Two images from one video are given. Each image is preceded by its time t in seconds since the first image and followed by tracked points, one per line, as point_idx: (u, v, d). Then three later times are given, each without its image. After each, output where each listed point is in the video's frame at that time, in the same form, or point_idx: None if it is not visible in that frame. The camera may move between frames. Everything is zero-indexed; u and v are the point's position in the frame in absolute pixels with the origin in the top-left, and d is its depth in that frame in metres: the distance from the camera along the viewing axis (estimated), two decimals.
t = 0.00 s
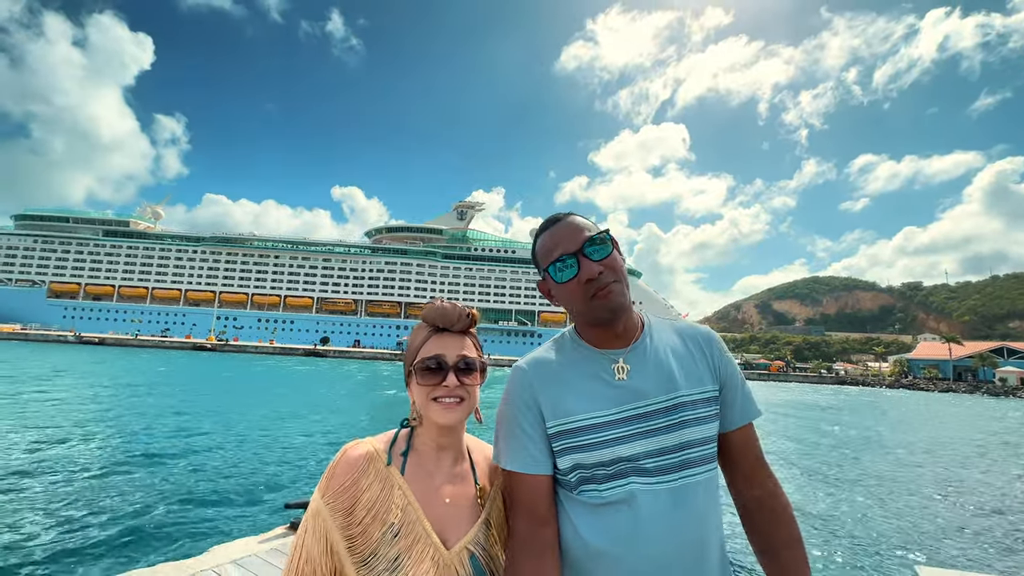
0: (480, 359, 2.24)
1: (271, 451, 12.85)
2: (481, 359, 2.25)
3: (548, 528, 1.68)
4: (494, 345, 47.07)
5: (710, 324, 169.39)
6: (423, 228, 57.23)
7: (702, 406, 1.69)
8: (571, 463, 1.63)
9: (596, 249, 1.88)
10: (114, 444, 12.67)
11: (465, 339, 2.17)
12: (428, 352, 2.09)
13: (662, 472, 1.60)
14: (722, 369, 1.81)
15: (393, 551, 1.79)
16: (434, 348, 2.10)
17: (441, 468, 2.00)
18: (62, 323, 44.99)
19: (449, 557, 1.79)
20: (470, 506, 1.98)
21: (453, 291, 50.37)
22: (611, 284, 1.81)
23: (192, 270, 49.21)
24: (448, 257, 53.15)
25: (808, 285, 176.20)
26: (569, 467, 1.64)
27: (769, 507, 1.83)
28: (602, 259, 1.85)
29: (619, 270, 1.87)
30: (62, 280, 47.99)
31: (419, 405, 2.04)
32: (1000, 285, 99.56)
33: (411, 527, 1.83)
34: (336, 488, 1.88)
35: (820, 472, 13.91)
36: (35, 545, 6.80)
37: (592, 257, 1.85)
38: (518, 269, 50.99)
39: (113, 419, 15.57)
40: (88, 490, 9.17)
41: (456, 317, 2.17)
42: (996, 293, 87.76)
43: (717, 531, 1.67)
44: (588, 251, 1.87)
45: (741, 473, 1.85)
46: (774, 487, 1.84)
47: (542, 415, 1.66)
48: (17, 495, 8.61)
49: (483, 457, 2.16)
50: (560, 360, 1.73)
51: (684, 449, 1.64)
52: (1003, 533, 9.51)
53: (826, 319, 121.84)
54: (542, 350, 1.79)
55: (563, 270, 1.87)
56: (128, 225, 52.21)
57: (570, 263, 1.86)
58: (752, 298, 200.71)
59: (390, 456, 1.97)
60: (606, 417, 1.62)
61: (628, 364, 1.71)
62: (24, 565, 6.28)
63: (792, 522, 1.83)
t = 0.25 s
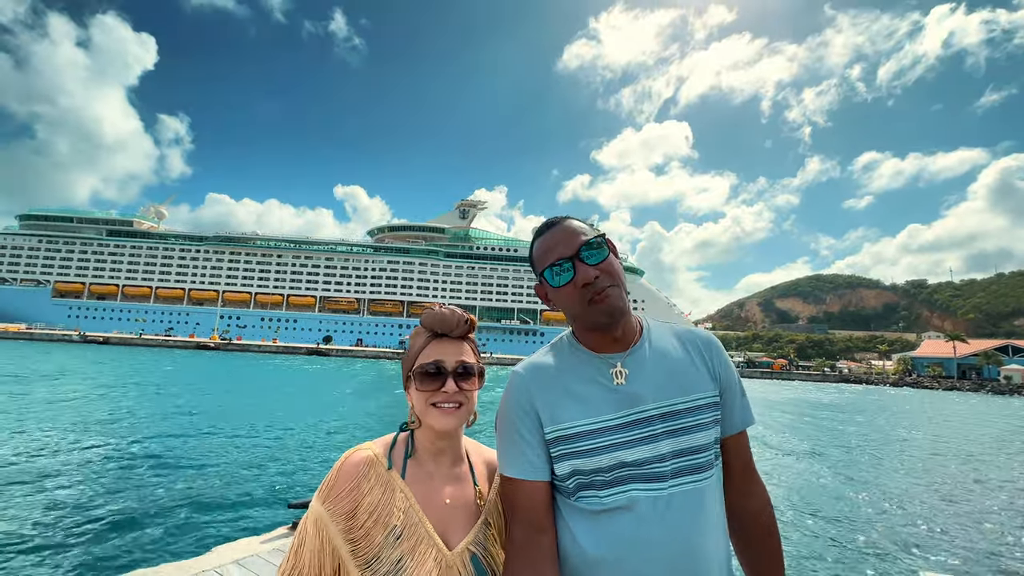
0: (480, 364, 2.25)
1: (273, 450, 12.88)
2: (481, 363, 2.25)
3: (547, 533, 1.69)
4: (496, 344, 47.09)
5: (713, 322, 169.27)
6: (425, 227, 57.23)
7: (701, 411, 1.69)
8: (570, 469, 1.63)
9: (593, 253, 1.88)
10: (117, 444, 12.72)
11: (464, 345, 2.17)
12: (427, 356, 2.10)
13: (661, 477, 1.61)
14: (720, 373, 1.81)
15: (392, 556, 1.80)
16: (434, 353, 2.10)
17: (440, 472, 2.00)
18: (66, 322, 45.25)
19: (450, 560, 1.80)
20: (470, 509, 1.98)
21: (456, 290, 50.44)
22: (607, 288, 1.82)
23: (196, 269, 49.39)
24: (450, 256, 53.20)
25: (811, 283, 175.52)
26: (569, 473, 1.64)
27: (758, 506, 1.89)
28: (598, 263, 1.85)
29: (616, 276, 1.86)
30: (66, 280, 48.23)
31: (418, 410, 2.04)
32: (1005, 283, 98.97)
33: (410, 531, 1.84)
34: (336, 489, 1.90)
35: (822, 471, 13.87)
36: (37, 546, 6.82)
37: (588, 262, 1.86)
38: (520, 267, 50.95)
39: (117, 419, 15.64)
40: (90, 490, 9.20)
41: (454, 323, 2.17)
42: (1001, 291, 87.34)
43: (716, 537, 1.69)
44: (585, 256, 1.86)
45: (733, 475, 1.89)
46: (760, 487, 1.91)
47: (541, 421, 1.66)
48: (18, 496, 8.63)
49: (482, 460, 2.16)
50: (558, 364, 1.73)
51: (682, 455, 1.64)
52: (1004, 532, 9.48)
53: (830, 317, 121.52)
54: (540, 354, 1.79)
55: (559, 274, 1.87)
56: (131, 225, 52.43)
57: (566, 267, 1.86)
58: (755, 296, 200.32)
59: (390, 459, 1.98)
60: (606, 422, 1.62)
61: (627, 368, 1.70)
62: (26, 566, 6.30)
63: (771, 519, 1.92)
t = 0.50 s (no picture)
0: (477, 362, 2.24)
1: (273, 449, 12.89)
2: (478, 362, 2.25)
3: (541, 532, 1.69)
4: (497, 342, 47.10)
5: (714, 320, 169.15)
6: (426, 226, 57.22)
7: (697, 412, 1.70)
8: (566, 469, 1.63)
9: (590, 253, 1.88)
10: (118, 443, 12.75)
11: (462, 345, 2.17)
12: (425, 356, 2.11)
13: (655, 477, 1.61)
14: (717, 375, 1.82)
15: (387, 552, 1.82)
16: (432, 353, 2.11)
17: (436, 469, 2.02)
18: (68, 321, 45.34)
19: (446, 556, 1.81)
20: (466, 506, 1.99)
21: (456, 289, 50.43)
22: (602, 288, 1.82)
23: (197, 268, 49.46)
24: (451, 254, 53.18)
25: (813, 281, 175.22)
26: (564, 473, 1.64)
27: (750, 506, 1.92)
28: (594, 264, 1.85)
29: (613, 277, 1.86)
30: (68, 279, 48.34)
31: (416, 407, 2.04)
32: (1008, 280, 98.61)
33: (404, 526, 1.85)
34: (333, 485, 1.91)
35: (821, 469, 13.85)
36: (35, 546, 6.83)
37: (585, 262, 1.85)
38: (520, 266, 50.92)
39: (119, 418, 15.69)
40: (89, 490, 9.19)
41: (453, 323, 2.17)
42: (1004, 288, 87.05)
43: (711, 538, 1.69)
44: (582, 256, 1.87)
45: (727, 477, 1.91)
46: (751, 489, 1.94)
47: (537, 420, 1.66)
48: (17, 496, 8.63)
49: (477, 459, 2.17)
50: (555, 364, 1.73)
51: (678, 454, 1.65)
52: (1005, 531, 9.46)
53: (831, 315, 121.30)
54: (536, 353, 1.79)
55: (555, 273, 1.87)
56: (132, 224, 52.50)
57: (562, 266, 1.87)
58: (756, 294, 200.08)
59: (387, 457, 1.99)
60: (602, 424, 1.62)
61: (623, 369, 1.70)
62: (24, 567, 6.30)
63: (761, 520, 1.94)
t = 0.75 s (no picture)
0: (478, 361, 2.25)
1: (273, 448, 12.88)
2: (480, 360, 2.25)
3: (542, 529, 1.70)
4: (496, 341, 47.11)
5: (714, 319, 169.37)
6: (425, 225, 57.23)
7: (697, 410, 1.70)
8: (567, 467, 1.64)
9: (592, 251, 1.88)
10: (117, 442, 12.73)
11: (464, 343, 2.17)
12: (427, 353, 2.11)
13: (656, 474, 1.62)
14: (718, 374, 1.82)
15: (388, 548, 1.82)
16: (434, 351, 2.10)
17: (437, 465, 2.02)
18: (67, 320, 45.31)
19: (446, 552, 1.82)
20: (467, 503, 2.00)
21: (456, 288, 50.44)
22: (605, 286, 1.82)
23: (196, 267, 49.43)
24: (450, 253, 53.19)
25: (812, 280, 175.31)
26: (566, 471, 1.65)
27: (753, 504, 1.92)
28: (596, 262, 1.85)
29: (615, 275, 1.87)
30: (67, 278, 48.29)
31: (418, 406, 2.04)
32: (1006, 278, 98.76)
33: (405, 520, 1.85)
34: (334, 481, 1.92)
35: (821, 467, 13.85)
36: (34, 545, 6.81)
37: (587, 259, 1.86)
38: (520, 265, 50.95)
39: (119, 417, 15.70)
40: (88, 489, 9.13)
41: (455, 322, 2.18)
42: (1002, 286, 87.18)
43: (714, 536, 1.70)
44: (584, 253, 1.87)
45: (727, 479, 1.91)
46: (755, 491, 1.94)
47: (538, 421, 1.66)
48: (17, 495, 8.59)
49: (478, 459, 2.18)
50: (559, 363, 1.72)
51: (680, 454, 1.65)
52: (1002, 528, 9.50)
53: (831, 313, 121.45)
54: (538, 352, 1.79)
55: (558, 270, 1.88)
56: (132, 223, 52.47)
57: (566, 264, 1.88)
58: (755, 293, 200.25)
59: (388, 453, 2.00)
60: (603, 422, 1.62)
61: (624, 367, 1.71)
62: (24, 567, 6.28)
63: (765, 520, 1.94)
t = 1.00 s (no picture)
0: (487, 360, 2.25)
1: (272, 448, 12.87)
2: (488, 360, 2.26)
3: (552, 529, 1.70)
4: (496, 341, 47.10)
5: (713, 318, 169.56)
6: (424, 224, 57.21)
7: (706, 408, 1.71)
8: (578, 467, 1.64)
9: (601, 246, 1.89)
10: (116, 443, 12.71)
11: (472, 341, 2.18)
12: (435, 352, 2.11)
13: (666, 473, 1.62)
14: (726, 372, 1.83)
15: (398, 548, 1.81)
16: (441, 349, 2.11)
17: (448, 465, 2.02)
18: (66, 321, 45.25)
19: (455, 552, 1.81)
20: (477, 502, 2.00)
21: (455, 287, 50.44)
22: (613, 278, 1.82)
23: (195, 267, 49.36)
24: (450, 253, 53.17)
25: (811, 279, 175.52)
26: (576, 471, 1.64)
27: (764, 502, 1.92)
28: (603, 254, 1.86)
29: (624, 269, 1.87)
30: (66, 278, 48.20)
31: (426, 405, 2.05)
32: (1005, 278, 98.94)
33: (415, 518, 1.85)
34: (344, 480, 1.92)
35: (821, 467, 13.85)
36: (33, 547, 6.79)
37: (596, 252, 1.87)
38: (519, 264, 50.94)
39: (119, 417, 15.71)
40: (85, 491, 9.08)
41: (463, 320, 2.18)
42: (1001, 286, 87.34)
43: (725, 534, 1.70)
44: (593, 247, 1.88)
45: (737, 476, 1.92)
46: (765, 488, 1.94)
47: (547, 419, 1.67)
48: (14, 497, 8.54)
49: (487, 458, 2.18)
50: (568, 362, 1.73)
51: (690, 451, 1.66)
52: (1003, 527, 9.51)
53: (830, 312, 121.56)
54: (546, 351, 1.80)
55: (567, 264, 1.89)
56: (130, 223, 52.41)
57: (573, 256, 1.88)
58: (754, 293, 200.45)
59: (398, 452, 2.01)
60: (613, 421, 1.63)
61: (633, 365, 1.72)
62: (25, 568, 6.28)
63: (776, 517, 1.93)
